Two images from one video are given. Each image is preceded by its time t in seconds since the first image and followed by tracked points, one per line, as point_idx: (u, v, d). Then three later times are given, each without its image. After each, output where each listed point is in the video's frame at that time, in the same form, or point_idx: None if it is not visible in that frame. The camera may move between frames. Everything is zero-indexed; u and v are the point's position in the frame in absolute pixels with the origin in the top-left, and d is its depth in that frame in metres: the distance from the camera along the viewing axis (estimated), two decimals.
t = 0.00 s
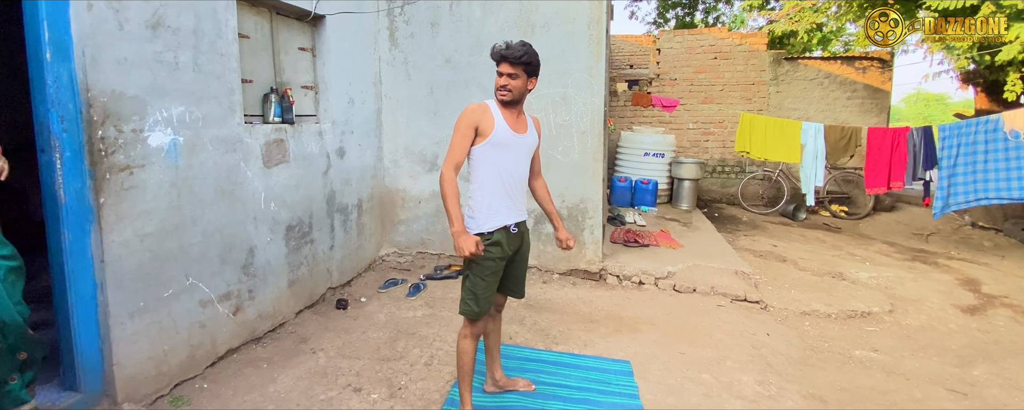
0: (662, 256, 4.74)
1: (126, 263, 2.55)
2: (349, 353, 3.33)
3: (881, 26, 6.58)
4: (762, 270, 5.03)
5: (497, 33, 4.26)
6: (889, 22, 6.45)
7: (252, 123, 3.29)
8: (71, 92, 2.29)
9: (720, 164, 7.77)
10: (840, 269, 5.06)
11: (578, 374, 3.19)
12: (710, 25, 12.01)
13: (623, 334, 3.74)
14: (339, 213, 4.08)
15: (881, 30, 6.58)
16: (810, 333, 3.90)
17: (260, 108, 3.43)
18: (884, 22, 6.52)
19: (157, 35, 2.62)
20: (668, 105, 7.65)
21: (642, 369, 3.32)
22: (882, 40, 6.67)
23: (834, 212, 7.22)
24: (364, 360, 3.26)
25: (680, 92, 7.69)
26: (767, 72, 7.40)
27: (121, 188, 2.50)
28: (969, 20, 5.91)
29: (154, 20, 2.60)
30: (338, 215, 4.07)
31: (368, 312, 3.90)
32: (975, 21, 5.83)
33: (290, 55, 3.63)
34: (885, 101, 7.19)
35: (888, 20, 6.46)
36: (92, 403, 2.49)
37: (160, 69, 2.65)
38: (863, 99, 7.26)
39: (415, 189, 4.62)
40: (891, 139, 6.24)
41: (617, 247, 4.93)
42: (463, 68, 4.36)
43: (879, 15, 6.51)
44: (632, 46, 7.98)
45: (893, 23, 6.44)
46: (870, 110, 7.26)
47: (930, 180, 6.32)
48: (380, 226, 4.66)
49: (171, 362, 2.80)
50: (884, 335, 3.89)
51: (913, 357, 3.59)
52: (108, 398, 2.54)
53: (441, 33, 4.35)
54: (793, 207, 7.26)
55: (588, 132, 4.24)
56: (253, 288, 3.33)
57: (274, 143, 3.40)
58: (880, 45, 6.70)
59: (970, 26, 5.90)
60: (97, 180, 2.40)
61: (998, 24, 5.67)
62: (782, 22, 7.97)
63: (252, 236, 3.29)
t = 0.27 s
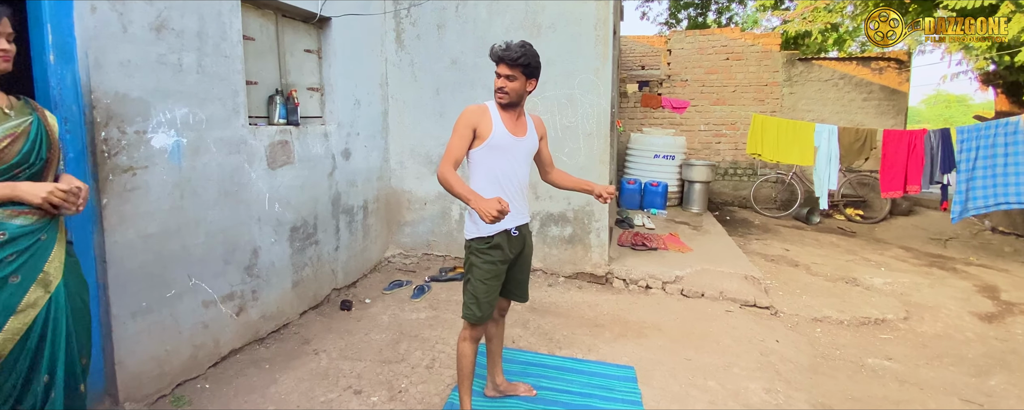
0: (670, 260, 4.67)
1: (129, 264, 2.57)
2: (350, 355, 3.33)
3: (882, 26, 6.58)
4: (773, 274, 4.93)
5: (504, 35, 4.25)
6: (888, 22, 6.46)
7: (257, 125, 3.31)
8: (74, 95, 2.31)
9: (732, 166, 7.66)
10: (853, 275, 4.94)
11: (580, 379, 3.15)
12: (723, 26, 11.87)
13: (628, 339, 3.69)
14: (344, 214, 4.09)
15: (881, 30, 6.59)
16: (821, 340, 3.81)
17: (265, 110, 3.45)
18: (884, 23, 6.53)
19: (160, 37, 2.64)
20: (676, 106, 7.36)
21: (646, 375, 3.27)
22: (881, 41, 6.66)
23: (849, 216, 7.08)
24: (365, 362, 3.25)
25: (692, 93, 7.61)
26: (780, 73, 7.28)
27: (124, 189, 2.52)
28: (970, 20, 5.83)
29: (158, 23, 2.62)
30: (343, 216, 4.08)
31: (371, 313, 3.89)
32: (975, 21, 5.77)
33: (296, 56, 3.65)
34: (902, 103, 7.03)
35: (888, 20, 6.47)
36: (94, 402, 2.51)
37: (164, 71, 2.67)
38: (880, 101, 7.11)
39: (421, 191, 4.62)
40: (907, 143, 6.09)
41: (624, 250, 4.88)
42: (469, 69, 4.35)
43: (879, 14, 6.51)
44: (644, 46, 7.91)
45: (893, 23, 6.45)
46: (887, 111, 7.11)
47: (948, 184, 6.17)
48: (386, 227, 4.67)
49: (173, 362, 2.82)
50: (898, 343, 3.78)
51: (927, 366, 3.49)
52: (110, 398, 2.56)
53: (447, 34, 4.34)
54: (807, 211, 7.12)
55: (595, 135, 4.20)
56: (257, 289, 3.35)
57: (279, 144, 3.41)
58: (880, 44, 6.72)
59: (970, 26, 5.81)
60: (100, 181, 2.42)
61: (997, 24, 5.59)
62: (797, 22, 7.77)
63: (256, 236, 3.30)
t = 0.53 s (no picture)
0: (676, 263, 4.62)
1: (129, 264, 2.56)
2: (350, 355, 3.33)
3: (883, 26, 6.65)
4: (781, 279, 4.85)
5: (508, 36, 4.23)
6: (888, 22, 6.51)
7: (259, 125, 3.32)
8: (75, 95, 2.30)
9: (741, 168, 7.57)
10: (864, 280, 4.84)
11: (579, 383, 3.11)
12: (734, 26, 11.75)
13: (630, 343, 3.65)
14: (347, 215, 4.09)
15: (880, 30, 6.72)
16: (829, 346, 3.73)
17: (268, 110, 3.47)
18: (884, 22, 6.65)
19: (161, 38, 2.65)
20: (685, 107, 7.52)
21: (647, 380, 3.22)
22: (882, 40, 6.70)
23: (862, 219, 6.96)
24: (364, 363, 3.25)
25: (701, 95, 7.54)
26: (791, 74, 7.18)
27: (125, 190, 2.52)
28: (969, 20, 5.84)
29: (159, 24, 2.64)
30: (347, 217, 4.08)
31: (373, 314, 3.90)
32: (975, 21, 5.79)
33: (299, 57, 3.67)
34: (917, 104, 6.87)
35: (888, 20, 6.57)
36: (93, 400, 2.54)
37: (165, 71, 2.69)
38: (893, 103, 6.97)
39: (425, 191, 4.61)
40: (921, 145, 5.95)
41: (629, 252, 4.83)
42: (473, 70, 4.34)
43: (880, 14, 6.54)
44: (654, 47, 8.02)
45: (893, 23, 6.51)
46: (901, 113, 6.97)
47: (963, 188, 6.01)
48: (390, 228, 4.68)
49: (173, 361, 2.84)
50: (909, 350, 3.69)
51: (939, 374, 3.40)
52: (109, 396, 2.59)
53: (451, 35, 4.34)
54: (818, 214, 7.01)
55: (599, 136, 4.17)
56: (258, 289, 3.36)
57: (281, 145, 3.42)
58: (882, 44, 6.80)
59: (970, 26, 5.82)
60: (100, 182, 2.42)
61: (997, 24, 5.62)
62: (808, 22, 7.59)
63: (257, 237, 3.32)
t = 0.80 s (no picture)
0: (677, 264, 4.58)
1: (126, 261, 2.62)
2: (347, 354, 3.33)
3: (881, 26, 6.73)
4: (784, 281, 4.80)
5: (509, 35, 4.22)
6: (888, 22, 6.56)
7: (258, 124, 3.33)
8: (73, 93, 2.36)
9: (747, 169, 7.51)
10: (870, 283, 4.77)
11: (576, 385, 3.09)
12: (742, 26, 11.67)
13: (629, 345, 3.62)
14: (347, 214, 4.10)
15: (881, 29, 6.78)
16: (832, 350, 3.68)
17: (268, 109, 3.48)
18: (884, 23, 6.72)
19: (159, 37, 2.67)
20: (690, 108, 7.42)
21: (645, 382, 3.20)
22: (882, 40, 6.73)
23: (870, 222, 6.87)
24: (361, 363, 3.25)
25: (706, 95, 7.48)
26: (799, 74, 7.11)
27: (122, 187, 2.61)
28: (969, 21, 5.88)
29: (157, 23, 2.66)
30: (347, 216, 4.09)
31: (372, 313, 3.90)
32: (975, 21, 5.81)
33: (300, 57, 3.68)
34: (926, 105, 6.78)
35: (889, 20, 6.65)
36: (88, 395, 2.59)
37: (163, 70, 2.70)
38: (902, 103, 6.88)
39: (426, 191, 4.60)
40: (929, 146, 5.86)
41: (630, 253, 4.80)
42: (474, 70, 4.33)
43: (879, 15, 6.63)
44: (660, 47, 8.00)
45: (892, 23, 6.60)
46: (910, 114, 6.87)
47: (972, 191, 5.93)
48: (391, 227, 4.68)
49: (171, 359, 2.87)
50: (914, 355, 3.63)
51: (943, 380, 3.34)
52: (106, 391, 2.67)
53: (453, 35, 4.33)
54: (825, 216, 6.92)
55: (600, 136, 4.14)
56: (256, 287, 3.37)
57: (280, 144, 3.43)
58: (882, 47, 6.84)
59: (970, 26, 5.87)
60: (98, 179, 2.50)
61: (998, 24, 5.66)
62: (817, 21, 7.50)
63: (256, 236, 3.31)
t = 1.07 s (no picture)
0: (676, 264, 4.57)
1: (120, 257, 2.64)
2: (343, 352, 3.34)
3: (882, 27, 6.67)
4: (784, 282, 4.77)
5: (508, 34, 4.21)
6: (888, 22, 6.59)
7: (255, 122, 3.34)
8: (68, 89, 2.36)
9: (749, 169, 7.47)
10: (871, 284, 4.73)
11: (571, 384, 3.08)
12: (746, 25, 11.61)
13: (626, 344, 3.61)
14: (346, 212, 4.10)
15: (881, 30, 6.64)
16: (831, 351, 3.65)
17: (265, 107, 3.50)
18: (884, 22, 6.61)
19: (155, 35, 2.70)
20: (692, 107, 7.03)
21: (640, 382, 3.19)
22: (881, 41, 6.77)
23: (873, 222, 6.82)
24: (357, 360, 3.25)
25: (708, 94, 7.46)
26: (801, 73, 7.07)
27: (117, 184, 2.60)
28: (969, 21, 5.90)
29: (153, 21, 2.68)
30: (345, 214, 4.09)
31: (369, 311, 3.90)
32: (975, 21, 5.83)
33: (298, 54, 3.69)
34: (930, 105, 6.72)
35: (889, 20, 6.54)
36: (84, 391, 2.59)
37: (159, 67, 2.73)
38: (906, 103, 6.82)
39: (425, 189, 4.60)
40: (932, 147, 5.81)
41: (629, 253, 4.79)
42: (473, 68, 4.32)
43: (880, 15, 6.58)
44: (663, 46, 7.97)
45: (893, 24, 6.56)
46: (915, 114, 6.81)
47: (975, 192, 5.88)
48: (389, 226, 4.69)
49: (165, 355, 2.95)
50: (913, 356, 3.60)
51: (943, 382, 3.31)
52: (100, 388, 2.66)
53: (452, 33, 4.33)
54: (828, 216, 6.88)
55: (598, 135, 4.13)
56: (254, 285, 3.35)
57: (278, 141, 3.42)
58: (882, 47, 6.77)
59: (971, 26, 5.89)
60: (92, 175, 2.49)
61: (997, 24, 5.69)
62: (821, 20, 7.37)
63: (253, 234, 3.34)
